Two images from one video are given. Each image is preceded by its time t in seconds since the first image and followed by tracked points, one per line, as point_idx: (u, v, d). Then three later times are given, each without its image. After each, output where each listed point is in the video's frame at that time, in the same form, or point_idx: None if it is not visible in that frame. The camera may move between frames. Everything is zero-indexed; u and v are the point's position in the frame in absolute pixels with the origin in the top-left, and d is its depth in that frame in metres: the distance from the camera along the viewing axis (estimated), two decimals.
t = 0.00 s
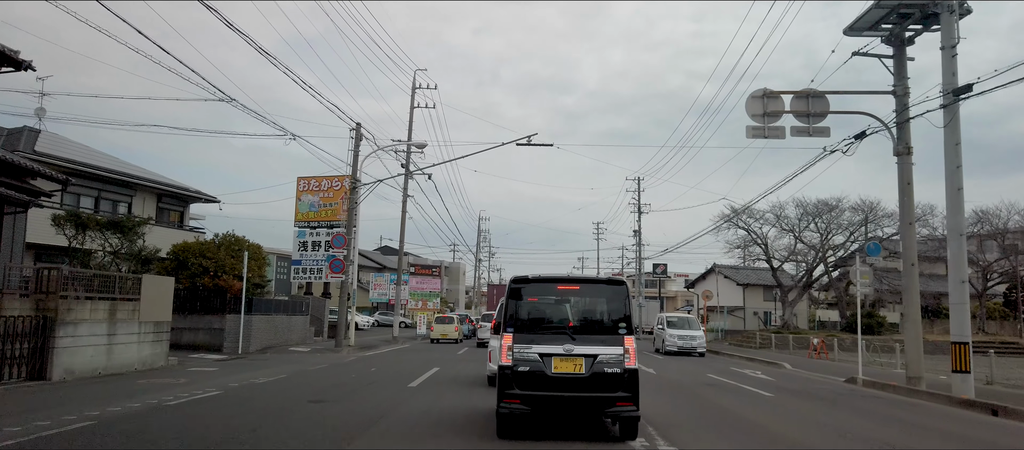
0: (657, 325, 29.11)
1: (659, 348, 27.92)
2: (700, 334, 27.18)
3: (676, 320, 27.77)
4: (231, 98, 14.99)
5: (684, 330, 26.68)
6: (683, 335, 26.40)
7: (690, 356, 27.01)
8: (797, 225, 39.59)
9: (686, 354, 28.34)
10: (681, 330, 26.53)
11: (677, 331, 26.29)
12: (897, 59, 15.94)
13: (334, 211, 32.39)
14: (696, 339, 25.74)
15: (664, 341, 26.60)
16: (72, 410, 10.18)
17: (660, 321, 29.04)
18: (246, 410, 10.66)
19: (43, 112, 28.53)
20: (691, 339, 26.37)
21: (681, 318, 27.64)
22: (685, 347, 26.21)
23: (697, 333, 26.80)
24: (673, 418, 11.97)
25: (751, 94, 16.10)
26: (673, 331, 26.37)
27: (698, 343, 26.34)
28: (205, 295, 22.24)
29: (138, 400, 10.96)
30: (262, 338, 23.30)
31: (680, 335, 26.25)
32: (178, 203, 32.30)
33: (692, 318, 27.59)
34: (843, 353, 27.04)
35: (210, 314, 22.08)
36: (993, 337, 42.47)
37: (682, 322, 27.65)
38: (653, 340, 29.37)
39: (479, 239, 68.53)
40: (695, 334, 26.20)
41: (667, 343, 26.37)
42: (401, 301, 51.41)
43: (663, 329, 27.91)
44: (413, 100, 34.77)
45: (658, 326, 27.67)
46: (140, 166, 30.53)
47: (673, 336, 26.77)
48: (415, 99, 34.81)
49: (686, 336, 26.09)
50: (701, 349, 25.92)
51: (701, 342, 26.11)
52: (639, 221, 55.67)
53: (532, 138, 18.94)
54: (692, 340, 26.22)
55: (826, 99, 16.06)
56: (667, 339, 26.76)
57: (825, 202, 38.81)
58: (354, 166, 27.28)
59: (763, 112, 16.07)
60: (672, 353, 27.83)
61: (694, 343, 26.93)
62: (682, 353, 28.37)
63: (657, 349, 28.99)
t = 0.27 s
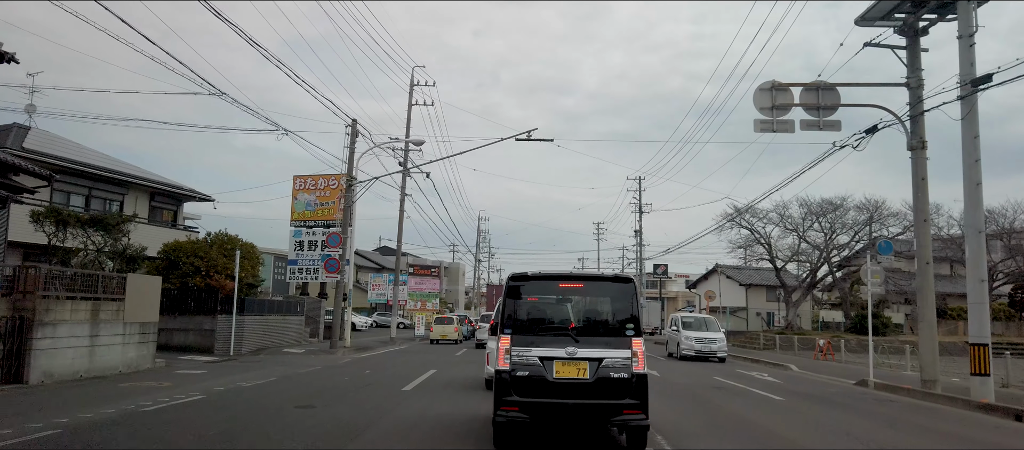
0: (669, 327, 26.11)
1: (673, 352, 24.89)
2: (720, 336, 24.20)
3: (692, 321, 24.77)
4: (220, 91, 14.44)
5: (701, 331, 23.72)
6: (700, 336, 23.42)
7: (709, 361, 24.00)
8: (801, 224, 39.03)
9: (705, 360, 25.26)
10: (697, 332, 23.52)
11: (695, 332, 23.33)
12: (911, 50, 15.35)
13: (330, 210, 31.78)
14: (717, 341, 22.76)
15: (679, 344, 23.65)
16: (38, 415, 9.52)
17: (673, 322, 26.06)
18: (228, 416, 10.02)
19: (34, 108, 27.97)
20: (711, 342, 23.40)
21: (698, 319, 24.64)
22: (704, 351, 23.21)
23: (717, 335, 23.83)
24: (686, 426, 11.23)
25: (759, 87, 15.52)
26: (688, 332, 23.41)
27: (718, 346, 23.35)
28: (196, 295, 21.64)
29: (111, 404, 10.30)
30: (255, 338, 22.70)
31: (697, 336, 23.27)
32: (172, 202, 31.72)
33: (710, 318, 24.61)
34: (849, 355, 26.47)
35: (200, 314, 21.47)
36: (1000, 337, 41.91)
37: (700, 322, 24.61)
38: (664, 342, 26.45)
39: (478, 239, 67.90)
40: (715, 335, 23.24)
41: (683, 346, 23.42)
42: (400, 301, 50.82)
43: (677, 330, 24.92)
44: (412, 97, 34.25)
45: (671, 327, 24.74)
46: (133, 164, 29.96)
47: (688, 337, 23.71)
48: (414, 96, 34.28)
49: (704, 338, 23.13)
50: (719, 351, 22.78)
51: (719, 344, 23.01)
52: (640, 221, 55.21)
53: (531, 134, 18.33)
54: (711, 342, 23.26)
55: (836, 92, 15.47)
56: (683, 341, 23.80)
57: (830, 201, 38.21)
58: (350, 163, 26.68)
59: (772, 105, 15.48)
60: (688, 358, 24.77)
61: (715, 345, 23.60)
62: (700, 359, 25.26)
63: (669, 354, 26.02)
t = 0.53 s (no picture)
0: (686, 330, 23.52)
1: (692, 358, 22.24)
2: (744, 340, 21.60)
3: (712, 323, 22.09)
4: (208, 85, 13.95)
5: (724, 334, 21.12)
6: (723, 340, 20.82)
7: (732, 367, 21.42)
8: (804, 223, 38.52)
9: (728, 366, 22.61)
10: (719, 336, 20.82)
11: (716, 335, 20.75)
12: (923, 41, 14.86)
13: (328, 209, 31.28)
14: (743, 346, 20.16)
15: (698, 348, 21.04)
16: (8, 422, 9.00)
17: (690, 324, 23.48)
18: (210, 421, 9.49)
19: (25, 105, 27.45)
20: (735, 346, 20.80)
21: (718, 320, 22.08)
22: (728, 356, 20.61)
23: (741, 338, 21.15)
24: (690, 428, 10.76)
25: (766, 80, 15.03)
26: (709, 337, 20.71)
27: (743, 351, 20.74)
28: (188, 295, 21.14)
29: (87, 410, 9.77)
30: (248, 339, 22.18)
31: (719, 340, 20.66)
32: (165, 201, 31.20)
33: (733, 319, 22.02)
34: (855, 356, 25.98)
35: (191, 315, 20.98)
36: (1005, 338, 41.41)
37: (722, 324, 22.05)
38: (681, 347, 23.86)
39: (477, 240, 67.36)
40: (740, 339, 20.64)
41: (704, 351, 20.74)
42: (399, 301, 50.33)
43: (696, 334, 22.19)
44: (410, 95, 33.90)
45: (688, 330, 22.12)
46: (125, 162, 29.46)
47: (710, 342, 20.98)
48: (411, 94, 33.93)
49: (727, 342, 20.48)
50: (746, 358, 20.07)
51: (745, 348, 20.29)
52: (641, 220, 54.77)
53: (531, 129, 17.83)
54: (735, 347, 20.66)
55: (846, 85, 14.98)
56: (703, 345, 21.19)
57: (834, 200, 37.67)
58: (346, 161, 26.16)
59: (779, 98, 14.99)
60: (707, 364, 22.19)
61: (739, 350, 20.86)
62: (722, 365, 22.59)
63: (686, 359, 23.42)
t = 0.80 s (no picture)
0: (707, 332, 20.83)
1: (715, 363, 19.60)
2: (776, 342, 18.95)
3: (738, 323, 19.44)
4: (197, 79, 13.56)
5: (753, 337, 18.42)
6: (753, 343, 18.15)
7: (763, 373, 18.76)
8: (807, 223, 38.13)
9: (756, 373, 19.89)
10: (748, 338, 18.21)
11: (745, 338, 18.12)
12: (933, 33, 14.44)
13: (325, 208, 30.88)
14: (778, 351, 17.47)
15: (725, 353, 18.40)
16: None
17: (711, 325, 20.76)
18: (193, 426, 9.06)
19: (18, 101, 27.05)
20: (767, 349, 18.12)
21: (745, 320, 19.38)
22: (759, 362, 17.93)
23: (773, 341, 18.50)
24: (695, 431, 10.34)
25: (773, 73, 14.61)
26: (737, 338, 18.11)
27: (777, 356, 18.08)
28: (181, 295, 20.73)
29: (66, 415, 9.36)
30: (242, 340, 21.78)
31: (749, 343, 18.01)
32: (160, 200, 30.79)
33: (761, 319, 19.36)
34: (861, 357, 25.58)
35: (184, 315, 20.55)
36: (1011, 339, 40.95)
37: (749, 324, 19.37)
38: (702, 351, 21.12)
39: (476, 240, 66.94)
40: (772, 341, 17.95)
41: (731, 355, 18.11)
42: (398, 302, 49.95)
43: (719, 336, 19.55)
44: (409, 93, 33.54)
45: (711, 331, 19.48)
46: (119, 160, 29.05)
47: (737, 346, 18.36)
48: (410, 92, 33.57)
49: (758, 345, 17.87)
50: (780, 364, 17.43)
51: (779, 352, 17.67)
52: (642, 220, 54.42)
53: (530, 125, 17.39)
54: (768, 351, 17.98)
55: (855, 78, 14.56)
56: (729, 349, 18.52)
57: (837, 199, 37.28)
58: (344, 159, 25.76)
59: (786, 92, 14.56)
60: (733, 371, 19.51)
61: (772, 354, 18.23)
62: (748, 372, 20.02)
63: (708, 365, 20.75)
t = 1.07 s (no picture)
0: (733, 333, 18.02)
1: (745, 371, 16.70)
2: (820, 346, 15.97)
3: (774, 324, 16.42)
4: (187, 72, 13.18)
5: (794, 341, 15.47)
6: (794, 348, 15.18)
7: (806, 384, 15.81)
8: (809, 222, 37.77)
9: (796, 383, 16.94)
10: (790, 343, 15.17)
11: (784, 343, 15.16)
12: (942, 25, 14.10)
13: (322, 208, 30.55)
14: (827, 359, 14.56)
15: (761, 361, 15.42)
16: None
17: (740, 326, 17.83)
18: (180, 430, 8.71)
19: (11, 98, 26.71)
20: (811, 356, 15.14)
21: (782, 320, 16.43)
22: (802, 372, 14.94)
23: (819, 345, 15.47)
24: (700, 434, 10.02)
25: (779, 67, 14.27)
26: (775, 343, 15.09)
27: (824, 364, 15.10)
28: (175, 295, 20.39)
29: (47, 418, 9.01)
30: (237, 341, 21.42)
31: (789, 349, 15.06)
32: (156, 198, 30.42)
33: (800, 318, 16.45)
34: (865, 358, 25.24)
35: (178, 315, 20.21)
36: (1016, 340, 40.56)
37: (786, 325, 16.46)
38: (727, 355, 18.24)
39: (476, 239, 66.59)
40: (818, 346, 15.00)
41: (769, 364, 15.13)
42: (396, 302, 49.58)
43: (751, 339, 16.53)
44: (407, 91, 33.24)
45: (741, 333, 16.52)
46: (115, 159, 28.72)
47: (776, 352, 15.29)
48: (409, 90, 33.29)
49: (802, 351, 14.91)
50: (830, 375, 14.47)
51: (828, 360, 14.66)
52: (642, 220, 54.17)
53: (530, 121, 17.05)
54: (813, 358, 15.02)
55: (863, 73, 14.22)
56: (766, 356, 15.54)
57: (839, 198, 36.91)
58: (342, 157, 25.45)
59: (792, 86, 14.22)
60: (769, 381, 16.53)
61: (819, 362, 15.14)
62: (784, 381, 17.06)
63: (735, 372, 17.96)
